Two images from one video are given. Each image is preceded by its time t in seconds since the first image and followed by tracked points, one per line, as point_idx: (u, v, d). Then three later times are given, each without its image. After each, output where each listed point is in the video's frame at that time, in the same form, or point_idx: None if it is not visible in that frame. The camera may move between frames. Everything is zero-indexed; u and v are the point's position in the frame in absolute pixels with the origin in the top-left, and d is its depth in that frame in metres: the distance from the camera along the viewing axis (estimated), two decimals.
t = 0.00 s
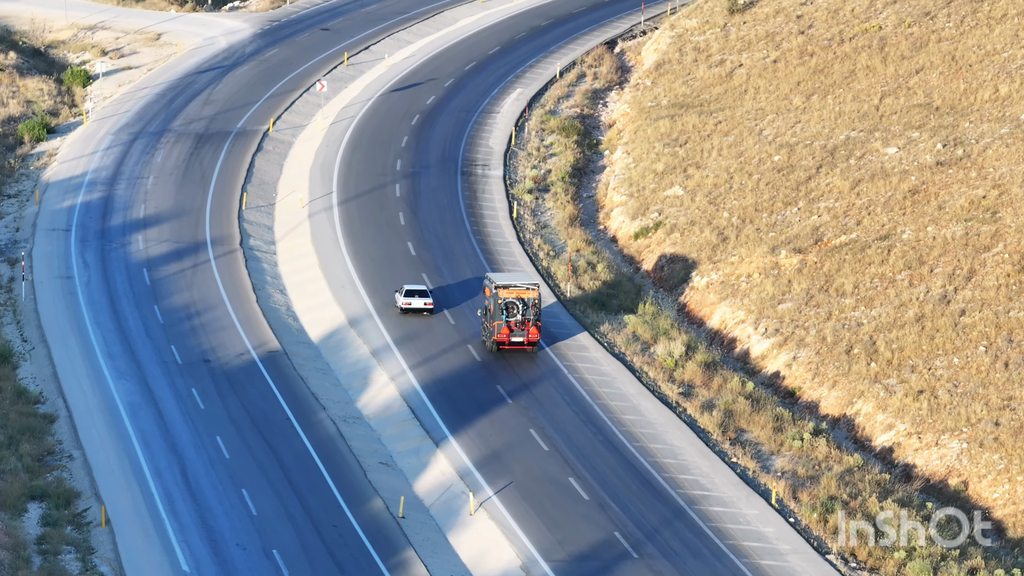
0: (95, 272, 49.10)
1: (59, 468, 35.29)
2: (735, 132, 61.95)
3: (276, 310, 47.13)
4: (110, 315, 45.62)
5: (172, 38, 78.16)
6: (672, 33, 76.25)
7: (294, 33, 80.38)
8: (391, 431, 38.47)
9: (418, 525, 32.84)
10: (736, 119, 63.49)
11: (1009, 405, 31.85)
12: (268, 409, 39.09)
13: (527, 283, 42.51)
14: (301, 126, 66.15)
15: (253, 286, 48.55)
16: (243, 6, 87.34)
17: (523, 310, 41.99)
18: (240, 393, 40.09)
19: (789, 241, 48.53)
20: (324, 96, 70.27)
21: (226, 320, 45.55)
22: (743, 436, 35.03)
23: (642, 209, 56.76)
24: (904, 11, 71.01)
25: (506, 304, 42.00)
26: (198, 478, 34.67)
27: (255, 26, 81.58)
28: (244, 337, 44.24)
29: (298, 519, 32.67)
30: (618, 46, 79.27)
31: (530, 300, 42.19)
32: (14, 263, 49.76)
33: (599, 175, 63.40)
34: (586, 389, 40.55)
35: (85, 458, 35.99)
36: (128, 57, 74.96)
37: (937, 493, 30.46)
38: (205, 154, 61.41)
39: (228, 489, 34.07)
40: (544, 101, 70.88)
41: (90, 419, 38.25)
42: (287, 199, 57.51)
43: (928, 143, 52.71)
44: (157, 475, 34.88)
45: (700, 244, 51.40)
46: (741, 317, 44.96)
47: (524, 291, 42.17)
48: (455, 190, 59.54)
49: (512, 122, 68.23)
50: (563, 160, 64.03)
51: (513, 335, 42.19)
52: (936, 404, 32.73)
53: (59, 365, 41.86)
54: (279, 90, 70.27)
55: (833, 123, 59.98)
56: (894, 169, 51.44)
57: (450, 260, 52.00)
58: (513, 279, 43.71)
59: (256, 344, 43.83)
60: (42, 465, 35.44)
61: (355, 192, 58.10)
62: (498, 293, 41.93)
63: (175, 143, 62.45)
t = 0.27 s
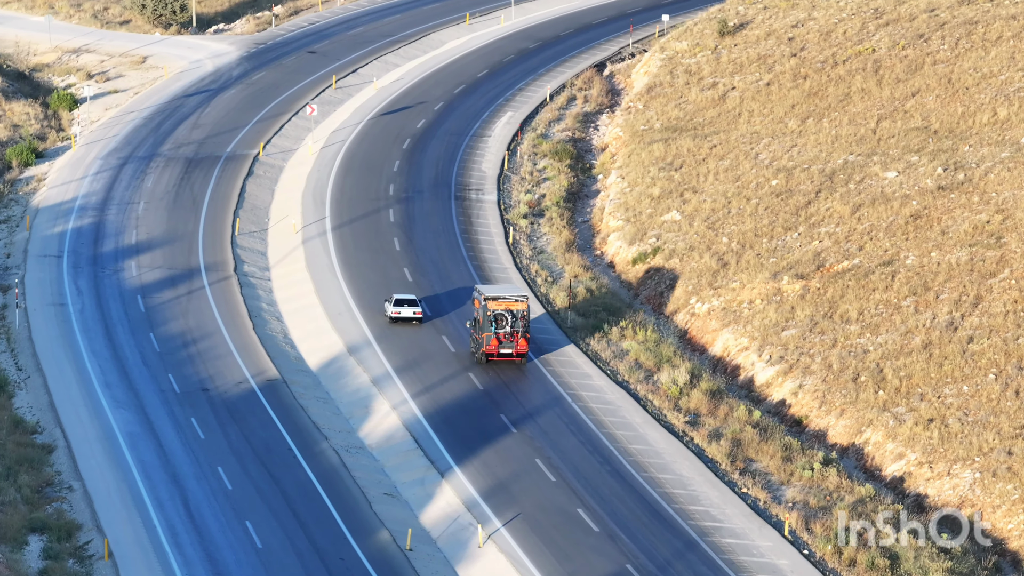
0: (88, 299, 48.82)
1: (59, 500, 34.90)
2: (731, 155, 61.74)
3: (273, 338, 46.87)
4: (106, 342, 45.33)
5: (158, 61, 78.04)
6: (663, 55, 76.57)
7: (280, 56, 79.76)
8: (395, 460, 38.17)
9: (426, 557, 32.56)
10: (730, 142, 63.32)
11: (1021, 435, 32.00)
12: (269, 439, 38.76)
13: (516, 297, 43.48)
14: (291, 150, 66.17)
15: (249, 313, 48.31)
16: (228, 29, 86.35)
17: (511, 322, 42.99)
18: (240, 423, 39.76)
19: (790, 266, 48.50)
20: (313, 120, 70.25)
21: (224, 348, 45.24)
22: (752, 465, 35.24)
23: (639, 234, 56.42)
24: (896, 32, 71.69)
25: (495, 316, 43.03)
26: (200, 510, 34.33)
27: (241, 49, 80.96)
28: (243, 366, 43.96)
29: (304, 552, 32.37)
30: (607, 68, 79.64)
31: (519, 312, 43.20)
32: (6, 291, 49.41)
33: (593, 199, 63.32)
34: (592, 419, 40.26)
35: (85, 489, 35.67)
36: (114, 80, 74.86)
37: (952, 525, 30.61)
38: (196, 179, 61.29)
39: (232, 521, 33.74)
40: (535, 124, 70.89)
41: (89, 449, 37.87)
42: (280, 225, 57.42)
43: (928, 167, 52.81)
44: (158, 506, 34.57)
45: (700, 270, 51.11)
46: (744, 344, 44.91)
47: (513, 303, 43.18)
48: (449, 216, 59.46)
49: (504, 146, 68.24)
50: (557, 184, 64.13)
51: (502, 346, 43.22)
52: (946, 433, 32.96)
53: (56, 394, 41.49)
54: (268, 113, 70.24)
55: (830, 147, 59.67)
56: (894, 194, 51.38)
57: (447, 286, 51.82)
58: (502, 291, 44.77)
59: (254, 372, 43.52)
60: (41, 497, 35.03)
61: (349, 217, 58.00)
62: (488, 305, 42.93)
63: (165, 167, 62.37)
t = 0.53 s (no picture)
0: (82, 328, 48.53)
1: (59, 534, 34.44)
2: (726, 181, 61.74)
3: (270, 367, 46.59)
4: (101, 372, 44.97)
5: (141, 86, 78.28)
6: (652, 79, 77.00)
7: (264, 81, 79.51)
8: (399, 493, 37.84)
9: None
10: (725, 167, 63.29)
11: None
12: (271, 471, 38.41)
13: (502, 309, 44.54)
14: (280, 175, 66.14)
15: (245, 343, 48.03)
16: (211, 53, 86.48)
17: (499, 334, 44.05)
18: (240, 455, 39.38)
19: (792, 293, 48.51)
20: (301, 144, 70.20)
21: (221, 378, 44.89)
22: (762, 497, 35.32)
23: (636, 261, 56.44)
24: (888, 55, 71.84)
25: (482, 328, 44.07)
26: (204, 545, 33.95)
27: (225, 73, 80.74)
28: (241, 396, 43.57)
29: None
30: (595, 92, 79.84)
31: (506, 324, 44.24)
32: None
33: (586, 225, 63.63)
34: (597, 449, 39.96)
35: (85, 523, 35.25)
36: (99, 104, 75.08)
37: (967, 559, 30.94)
38: (186, 206, 61.16)
39: (237, 557, 33.37)
40: (526, 149, 71.00)
41: (88, 482, 37.45)
42: (272, 251, 57.31)
43: (928, 193, 52.98)
44: (161, 540, 34.19)
45: (700, 297, 50.83)
46: (747, 373, 44.74)
47: (500, 316, 44.22)
48: (443, 242, 59.37)
49: (495, 171, 68.23)
50: (550, 210, 64.23)
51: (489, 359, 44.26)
52: (958, 463, 33.14)
53: (52, 426, 41.06)
54: (255, 138, 70.18)
55: (827, 172, 59.64)
56: (895, 220, 51.46)
57: (443, 313, 51.60)
58: (488, 303, 45.79)
59: (253, 403, 43.18)
60: (41, 531, 34.56)
61: (342, 244, 57.84)
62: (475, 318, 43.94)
63: (153, 193, 62.27)
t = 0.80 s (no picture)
0: (80, 356, 48.31)
1: (64, 566, 34.12)
2: (726, 206, 61.75)
3: (272, 396, 46.40)
4: (101, 401, 44.72)
5: (131, 109, 78.09)
6: (646, 102, 77.26)
7: (256, 103, 79.54)
8: (408, 523, 37.59)
9: None
10: (725, 192, 63.39)
11: None
12: (277, 502, 38.15)
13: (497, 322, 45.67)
14: (274, 200, 66.11)
15: (246, 371, 47.84)
16: (200, 76, 86.59)
17: (491, 346, 45.30)
18: (246, 485, 39.12)
19: (798, 319, 48.47)
20: (294, 168, 70.16)
21: (223, 407, 44.65)
22: (777, 527, 35.42)
23: (638, 287, 56.46)
24: (885, 78, 71.56)
25: (474, 340, 45.28)
26: None
27: (216, 96, 80.69)
28: (243, 425, 43.31)
29: None
30: (588, 114, 80.05)
31: (499, 336, 45.45)
32: None
33: (586, 249, 63.69)
34: (606, 479, 39.76)
35: (91, 555, 34.96)
36: (88, 127, 74.96)
37: None
38: (180, 231, 61.12)
39: None
40: (521, 173, 71.11)
41: (92, 514, 37.16)
42: (269, 277, 57.27)
43: (932, 218, 52.91)
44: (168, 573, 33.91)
45: (705, 323, 50.68)
46: (756, 401, 44.62)
47: (492, 328, 45.40)
48: (442, 267, 59.32)
49: (491, 196, 68.26)
50: (548, 235, 64.28)
51: (482, 371, 45.53)
52: (975, 492, 33.26)
53: (54, 456, 40.76)
54: (248, 162, 70.06)
55: (828, 196, 59.59)
56: (901, 246, 51.44)
57: (444, 339, 51.38)
58: (481, 315, 46.89)
59: (256, 432, 42.93)
60: (45, 563, 34.21)
61: (340, 270, 57.77)
62: (468, 331, 45.11)
63: (147, 219, 62.18)
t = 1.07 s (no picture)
0: (76, 383, 47.87)
1: None
2: (725, 229, 61.12)
3: (273, 423, 46.00)
4: (99, 430, 44.25)
5: (118, 131, 78.10)
6: (639, 124, 76.31)
7: (244, 126, 79.14)
8: (416, 554, 37.22)
9: None
10: (722, 216, 62.66)
11: None
12: (282, 532, 37.73)
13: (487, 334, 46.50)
14: (267, 224, 66.00)
15: (246, 398, 47.47)
16: (186, 99, 86.62)
17: (481, 357, 46.09)
18: (249, 515, 38.71)
19: (803, 345, 48.13)
20: (286, 192, 69.97)
21: (225, 436, 44.22)
22: (790, 557, 35.61)
23: (639, 312, 56.22)
24: (881, 100, 69.85)
25: (464, 351, 46.12)
26: None
27: (204, 118, 80.41)
28: (245, 455, 42.90)
29: None
30: (580, 136, 79.89)
31: (489, 347, 46.30)
32: None
33: (583, 273, 63.62)
34: (616, 508, 39.47)
35: None
36: (76, 151, 74.97)
37: None
38: (173, 256, 60.90)
39: None
40: (515, 196, 70.99)
41: (95, 545, 36.70)
42: (265, 302, 57.06)
43: (935, 241, 52.53)
44: None
45: (708, 349, 50.39)
46: (762, 428, 44.12)
47: (482, 339, 46.29)
48: (439, 292, 59.12)
49: (486, 220, 68.07)
50: (545, 259, 64.19)
51: (472, 381, 46.14)
52: (992, 522, 33.45)
53: (54, 486, 40.35)
54: (239, 186, 69.93)
55: (828, 220, 58.69)
56: (906, 270, 51.06)
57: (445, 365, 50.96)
58: (471, 328, 47.84)
59: (258, 461, 42.52)
60: None
61: (337, 295, 57.49)
62: (457, 342, 46.02)
63: (139, 244, 61.97)
